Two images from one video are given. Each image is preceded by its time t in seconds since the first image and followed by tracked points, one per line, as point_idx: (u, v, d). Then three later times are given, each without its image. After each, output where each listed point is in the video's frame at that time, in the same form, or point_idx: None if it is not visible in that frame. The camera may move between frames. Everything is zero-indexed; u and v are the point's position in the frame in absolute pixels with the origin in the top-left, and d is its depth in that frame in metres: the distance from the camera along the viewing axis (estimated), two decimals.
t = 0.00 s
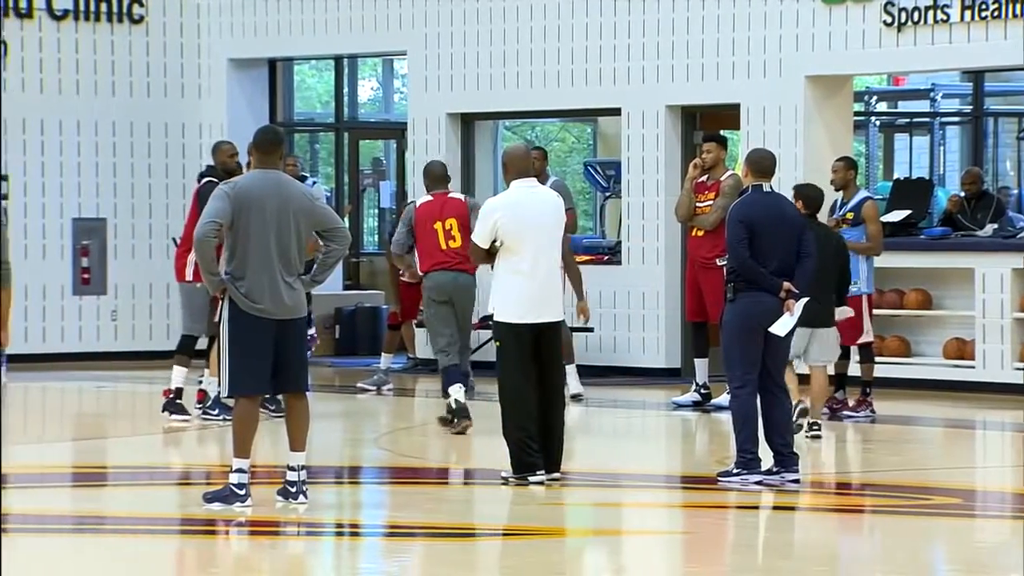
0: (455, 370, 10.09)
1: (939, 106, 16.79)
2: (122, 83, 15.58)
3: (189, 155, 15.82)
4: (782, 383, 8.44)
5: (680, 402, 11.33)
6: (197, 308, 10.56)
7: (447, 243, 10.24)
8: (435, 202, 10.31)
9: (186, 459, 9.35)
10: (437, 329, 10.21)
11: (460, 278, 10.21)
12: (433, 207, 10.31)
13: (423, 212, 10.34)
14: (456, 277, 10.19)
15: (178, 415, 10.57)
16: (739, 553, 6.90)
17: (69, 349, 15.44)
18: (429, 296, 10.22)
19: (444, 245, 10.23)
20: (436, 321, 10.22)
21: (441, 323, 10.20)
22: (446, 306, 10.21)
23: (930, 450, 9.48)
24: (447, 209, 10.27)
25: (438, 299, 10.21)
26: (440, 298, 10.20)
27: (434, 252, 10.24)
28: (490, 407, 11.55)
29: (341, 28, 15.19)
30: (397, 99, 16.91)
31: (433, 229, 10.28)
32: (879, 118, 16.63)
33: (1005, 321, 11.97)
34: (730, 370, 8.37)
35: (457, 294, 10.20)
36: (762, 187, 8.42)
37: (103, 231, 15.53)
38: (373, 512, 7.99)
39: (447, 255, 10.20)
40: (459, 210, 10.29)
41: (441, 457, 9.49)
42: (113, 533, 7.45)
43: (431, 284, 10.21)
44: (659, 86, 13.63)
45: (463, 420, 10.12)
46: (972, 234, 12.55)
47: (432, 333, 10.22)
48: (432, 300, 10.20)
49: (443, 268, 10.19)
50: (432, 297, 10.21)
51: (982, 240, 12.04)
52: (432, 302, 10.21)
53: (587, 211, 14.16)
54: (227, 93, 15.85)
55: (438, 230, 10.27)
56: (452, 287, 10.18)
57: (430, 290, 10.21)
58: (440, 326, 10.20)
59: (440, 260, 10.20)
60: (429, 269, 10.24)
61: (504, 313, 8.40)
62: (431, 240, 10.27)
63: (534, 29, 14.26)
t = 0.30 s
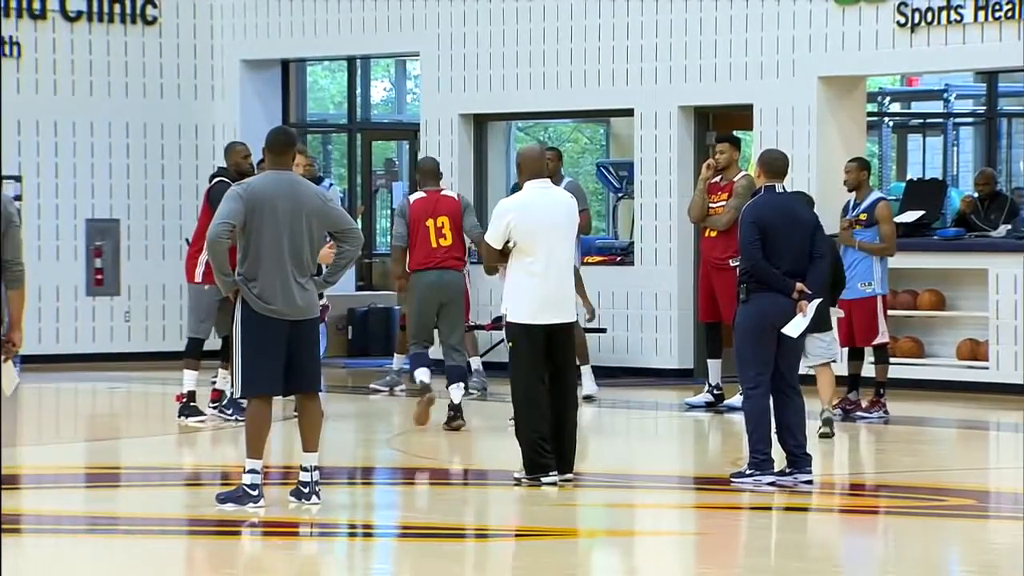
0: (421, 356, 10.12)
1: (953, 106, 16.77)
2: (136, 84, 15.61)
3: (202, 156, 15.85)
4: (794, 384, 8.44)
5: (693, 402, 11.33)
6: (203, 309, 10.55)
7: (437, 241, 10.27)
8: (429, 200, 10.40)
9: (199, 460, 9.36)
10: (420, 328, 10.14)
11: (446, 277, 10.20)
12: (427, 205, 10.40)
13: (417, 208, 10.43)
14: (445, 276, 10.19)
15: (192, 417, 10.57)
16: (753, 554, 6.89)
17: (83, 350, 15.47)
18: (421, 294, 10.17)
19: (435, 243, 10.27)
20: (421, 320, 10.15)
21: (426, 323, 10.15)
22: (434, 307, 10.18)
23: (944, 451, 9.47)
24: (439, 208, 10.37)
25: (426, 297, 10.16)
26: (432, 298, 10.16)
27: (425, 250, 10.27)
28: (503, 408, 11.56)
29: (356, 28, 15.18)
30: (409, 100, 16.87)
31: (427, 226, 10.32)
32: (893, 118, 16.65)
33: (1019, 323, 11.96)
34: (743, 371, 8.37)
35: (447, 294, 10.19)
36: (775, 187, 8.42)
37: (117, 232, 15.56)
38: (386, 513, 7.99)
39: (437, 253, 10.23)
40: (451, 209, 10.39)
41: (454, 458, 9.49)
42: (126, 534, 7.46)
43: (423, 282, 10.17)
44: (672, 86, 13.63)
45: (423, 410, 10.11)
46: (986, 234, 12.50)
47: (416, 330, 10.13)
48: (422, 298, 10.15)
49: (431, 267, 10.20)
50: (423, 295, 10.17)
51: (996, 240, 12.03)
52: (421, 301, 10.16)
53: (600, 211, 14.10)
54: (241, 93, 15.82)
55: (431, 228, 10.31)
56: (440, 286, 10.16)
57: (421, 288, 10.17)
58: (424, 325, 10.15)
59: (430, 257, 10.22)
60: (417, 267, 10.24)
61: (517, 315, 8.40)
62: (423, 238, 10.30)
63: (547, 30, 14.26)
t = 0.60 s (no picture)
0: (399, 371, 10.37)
1: (963, 106, 16.77)
2: (146, 84, 15.63)
3: (213, 155, 15.89)
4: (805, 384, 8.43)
5: (704, 402, 11.32)
6: (215, 309, 10.56)
7: (418, 248, 10.32)
8: (412, 205, 10.34)
9: (210, 460, 9.37)
10: (399, 333, 10.35)
11: (424, 282, 10.31)
12: (409, 210, 10.35)
13: (400, 213, 10.40)
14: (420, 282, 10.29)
15: (202, 417, 10.57)
16: (763, 554, 6.89)
17: (94, 350, 15.49)
18: (396, 300, 10.34)
19: (416, 249, 10.33)
20: (399, 325, 10.34)
21: (404, 329, 10.32)
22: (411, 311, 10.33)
23: (955, 451, 9.45)
24: (422, 213, 10.31)
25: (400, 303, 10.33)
26: (407, 303, 10.31)
27: (406, 256, 10.34)
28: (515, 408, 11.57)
29: (367, 28, 15.18)
30: (420, 100, 16.52)
31: (408, 232, 10.33)
32: (904, 118, 16.52)
33: None
34: (754, 371, 8.35)
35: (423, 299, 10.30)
36: (786, 187, 8.40)
37: (128, 232, 15.56)
38: (397, 512, 7.99)
39: (417, 259, 10.30)
40: (434, 215, 10.32)
41: (465, 457, 9.50)
42: (136, 533, 7.46)
43: (400, 287, 10.32)
44: (683, 86, 13.62)
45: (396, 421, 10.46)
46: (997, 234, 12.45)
47: (394, 338, 10.33)
48: (398, 302, 10.31)
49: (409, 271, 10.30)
50: (400, 300, 10.34)
51: (1007, 240, 12.01)
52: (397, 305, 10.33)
53: (611, 211, 14.10)
54: (251, 93, 15.85)
55: (412, 235, 10.33)
56: (416, 290, 10.29)
57: (398, 294, 10.34)
58: (403, 331, 10.34)
59: (410, 262, 10.31)
60: (399, 271, 10.36)
61: (528, 315, 8.40)
62: (405, 244, 10.36)
63: (558, 29, 14.26)
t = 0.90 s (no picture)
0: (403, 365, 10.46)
1: (972, 106, 16.78)
2: (155, 83, 15.65)
3: (222, 155, 15.89)
4: (813, 383, 8.43)
5: (713, 402, 11.32)
6: (223, 308, 10.55)
7: (411, 241, 10.36)
8: (407, 200, 10.35)
9: (218, 459, 9.37)
10: (398, 326, 10.44)
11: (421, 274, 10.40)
12: (404, 204, 10.35)
13: (395, 205, 10.38)
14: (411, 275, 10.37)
15: (211, 416, 10.59)
16: (771, 554, 6.89)
17: (103, 349, 15.51)
18: (392, 291, 10.39)
19: (408, 243, 10.37)
20: (398, 318, 10.43)
21: (404, 322, 10.41)
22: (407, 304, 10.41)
23: (964, 451, 9.45)
24: (415, 209, 10.32)
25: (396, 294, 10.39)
26: (404, 294, 10.38)
27: (399, 249, 10.40)
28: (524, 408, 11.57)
29: (374, 28, 15.18)
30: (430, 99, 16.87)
31: (399, 227, 10.37)
32: (913, 117, 16.37)
33: None
34: (762, 370, 8.35)
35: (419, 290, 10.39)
36: (794, 187, 8.40)
37: (137, 231, 15.58)
38: (406, 512, 7.99)
39: (408, 253, 10.36)
40: (427, 210, 10.32)
41: (473, 457, 9.50)
42: (145, 532, 7.47)
43: (397, 279, 10.39)
44: (691, 85, 13.62)
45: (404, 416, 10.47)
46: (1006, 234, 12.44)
47: (395, 330, 10.42)
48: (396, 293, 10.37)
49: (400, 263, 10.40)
50: (396, 292, 10.39)
51: (1016, 240, 12.00)
52: (394, 298, 10.39)
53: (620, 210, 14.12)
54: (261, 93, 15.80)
55: (405, 229, 10.36)
56: (412, 282, 10.37)
57: (394, 285, 10.39)
58: (401, 323, 10.45)
59: (401, 256, 10.38)
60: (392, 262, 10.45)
61: (537, 314, 8.40)
62: (397, 237, 10.40)
63: (566, 29, 14.26)
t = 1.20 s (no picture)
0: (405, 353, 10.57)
1: (975, 107, 16.85)
2: (169, 86, 15.77)
3: (234, 156, 16.02)
4: (818, 381, 8.54)
5: (719, 400, 11.43)
6: (235, 307, 10.67)
7: (422, 243, 10.49)
8: (421, 201, 10.49)
9: (231, 456, 9.50)
10: (402, 320, 10.59)
11: (427, 275, 10.51)
12: (418, 205, 10.49)
13: (409, 206, 10.52)
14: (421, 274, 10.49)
15: (223, 414, 10.74)
16: (777, 550, 7.00)
17: (116, 347, 15.64)
18: (399, 290, 10.53)
19: (420, 243, 10.50)
20: (402, 315, 10.56)
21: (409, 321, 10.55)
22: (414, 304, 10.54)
23: (968, 448, 9.56)
24: (430, 211, 10.47)
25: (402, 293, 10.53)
26: (409, 295, 10.51)
27: (410, 249, 10.52)
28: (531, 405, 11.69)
29: (385, 31, 15.32)
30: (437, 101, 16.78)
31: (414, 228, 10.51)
32: (916, 119, 16.63)
33: None
34: (768, 369, 8.47)
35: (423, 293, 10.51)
36: (798, 187, 8.51)
37: (151, 231, 15.71)
38: (416, 509, 8.11)
39: (419, 253, 10.49)
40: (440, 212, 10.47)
41: (482, 454, 9.62)
42: (159, 529, 7.59)
43: (402, 279, 10.52)
44: (698, 88, 13.74)
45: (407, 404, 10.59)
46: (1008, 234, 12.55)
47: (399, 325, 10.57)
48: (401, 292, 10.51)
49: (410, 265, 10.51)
50: (404, 291, 10.53)
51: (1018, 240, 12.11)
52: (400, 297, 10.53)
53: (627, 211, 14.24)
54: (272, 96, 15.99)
55: (418, 230, 10.51)
56: (417, 283, 10.50)
57: (400, 285, 10.52)
58: (406, 320, 10.59)
59: (412, 256, 10.50)
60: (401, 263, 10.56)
61: (546, 314, 8.52)
62: (409, 238, 10.53)
63: (574, 31, 14.39)
